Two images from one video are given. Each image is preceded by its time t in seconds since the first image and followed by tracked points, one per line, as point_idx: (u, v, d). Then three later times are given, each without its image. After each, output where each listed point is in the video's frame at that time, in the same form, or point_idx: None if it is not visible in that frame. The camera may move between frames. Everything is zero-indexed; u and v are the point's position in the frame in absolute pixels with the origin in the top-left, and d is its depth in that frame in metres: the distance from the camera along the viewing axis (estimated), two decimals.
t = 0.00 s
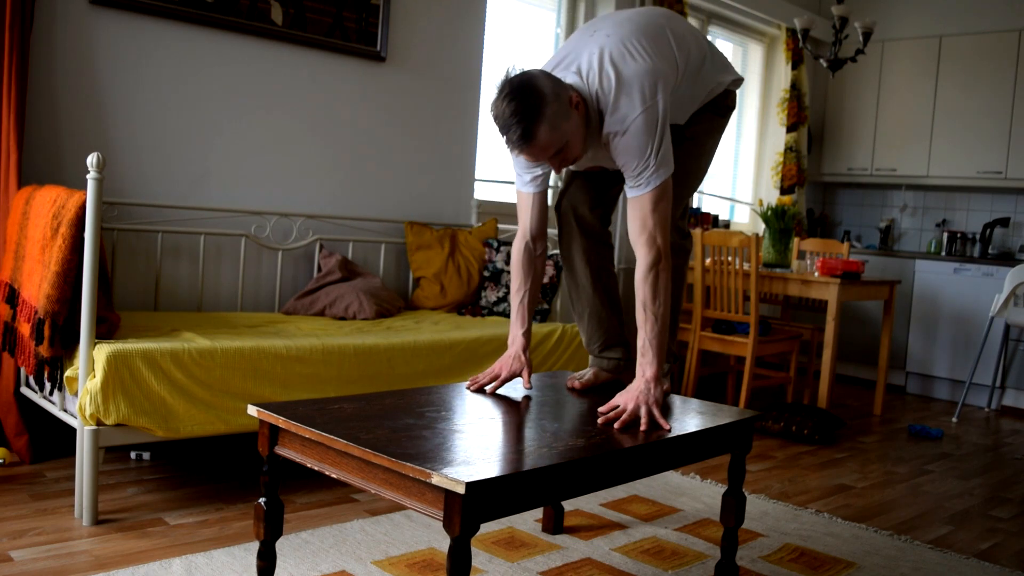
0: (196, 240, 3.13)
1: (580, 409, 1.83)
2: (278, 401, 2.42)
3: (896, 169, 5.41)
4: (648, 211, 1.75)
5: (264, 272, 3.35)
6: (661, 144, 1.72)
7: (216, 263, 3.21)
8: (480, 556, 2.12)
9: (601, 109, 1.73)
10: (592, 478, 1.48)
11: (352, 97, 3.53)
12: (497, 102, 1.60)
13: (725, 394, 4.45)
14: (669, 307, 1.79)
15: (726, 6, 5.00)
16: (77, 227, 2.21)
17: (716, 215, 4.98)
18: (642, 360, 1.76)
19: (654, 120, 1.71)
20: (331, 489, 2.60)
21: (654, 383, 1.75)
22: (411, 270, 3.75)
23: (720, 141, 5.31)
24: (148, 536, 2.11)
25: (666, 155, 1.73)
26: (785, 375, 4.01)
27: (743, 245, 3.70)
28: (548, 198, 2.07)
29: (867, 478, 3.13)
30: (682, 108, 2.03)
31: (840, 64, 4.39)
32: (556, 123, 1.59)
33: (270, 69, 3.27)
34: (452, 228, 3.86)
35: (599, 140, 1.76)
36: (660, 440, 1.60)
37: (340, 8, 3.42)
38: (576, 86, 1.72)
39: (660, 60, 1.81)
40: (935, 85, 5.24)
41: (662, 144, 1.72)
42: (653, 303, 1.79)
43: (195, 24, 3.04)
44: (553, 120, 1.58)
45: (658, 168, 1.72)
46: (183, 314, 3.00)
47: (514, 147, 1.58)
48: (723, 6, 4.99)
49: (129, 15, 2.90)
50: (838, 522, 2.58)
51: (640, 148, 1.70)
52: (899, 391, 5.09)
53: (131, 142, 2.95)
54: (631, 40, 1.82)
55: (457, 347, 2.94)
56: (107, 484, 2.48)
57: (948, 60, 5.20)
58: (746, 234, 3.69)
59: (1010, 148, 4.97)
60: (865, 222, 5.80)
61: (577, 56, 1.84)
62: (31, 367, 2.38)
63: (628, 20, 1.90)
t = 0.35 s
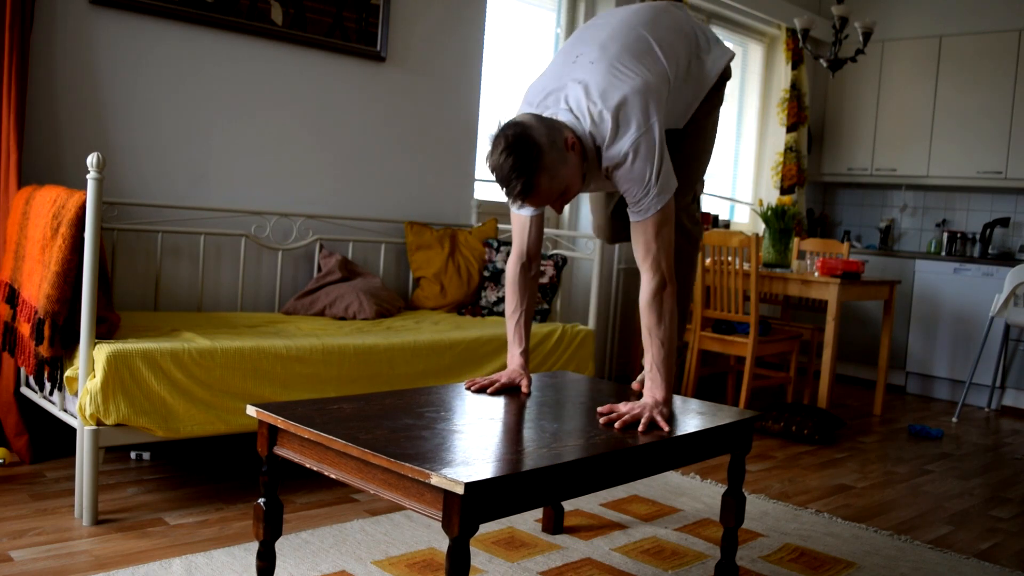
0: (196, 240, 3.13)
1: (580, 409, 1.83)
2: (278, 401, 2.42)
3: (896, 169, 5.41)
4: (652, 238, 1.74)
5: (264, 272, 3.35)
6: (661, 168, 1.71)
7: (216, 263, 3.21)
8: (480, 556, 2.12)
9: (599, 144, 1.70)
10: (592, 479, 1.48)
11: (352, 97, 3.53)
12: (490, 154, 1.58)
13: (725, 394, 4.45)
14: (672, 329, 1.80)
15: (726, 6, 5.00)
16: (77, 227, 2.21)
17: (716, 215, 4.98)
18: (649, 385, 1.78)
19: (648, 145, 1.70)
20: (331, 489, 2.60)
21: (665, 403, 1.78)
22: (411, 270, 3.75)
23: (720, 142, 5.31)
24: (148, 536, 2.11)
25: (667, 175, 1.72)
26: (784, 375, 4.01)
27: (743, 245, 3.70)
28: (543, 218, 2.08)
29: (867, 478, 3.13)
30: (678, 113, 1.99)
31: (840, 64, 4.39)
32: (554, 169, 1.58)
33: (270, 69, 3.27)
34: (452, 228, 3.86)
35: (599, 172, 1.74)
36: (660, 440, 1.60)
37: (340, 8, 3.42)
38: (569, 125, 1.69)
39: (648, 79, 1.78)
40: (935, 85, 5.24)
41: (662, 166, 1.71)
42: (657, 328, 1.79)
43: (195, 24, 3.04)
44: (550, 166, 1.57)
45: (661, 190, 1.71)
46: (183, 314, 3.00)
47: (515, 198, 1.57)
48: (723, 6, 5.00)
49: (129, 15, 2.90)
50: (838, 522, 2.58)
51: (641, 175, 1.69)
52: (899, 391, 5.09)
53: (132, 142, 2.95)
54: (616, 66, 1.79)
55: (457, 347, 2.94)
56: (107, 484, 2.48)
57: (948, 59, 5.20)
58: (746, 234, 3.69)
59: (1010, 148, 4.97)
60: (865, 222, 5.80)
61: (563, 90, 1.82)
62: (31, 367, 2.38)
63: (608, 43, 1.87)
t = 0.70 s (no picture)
0: (196, 240, 3.13)
1: (580, 409, 1.83)
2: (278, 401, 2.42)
3: (896, 169, 5.41)
4: (642, 239, 1.73)
5: (264, 272, 3.35)
6: (643, 170, 1.72)
7: (216, 263, 3.21)
8: (480, 556, 2.12)
9: (579, 151, 1.72)
10: (592, 479, 1.48)
11: (352, 96, 3.53)
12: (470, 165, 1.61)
13: (725, 394, 4.45)
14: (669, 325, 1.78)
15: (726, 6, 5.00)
16: (77, 227, 2.21)
17: (716, 215, 4.98)
18: (648, 383, 1.77)
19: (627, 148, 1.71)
20: (331, 489, 2.60)
21: (665, 399, 1.77)
22: (411, 270, 3.75)
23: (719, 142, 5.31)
24: (148, 536, 2.11)
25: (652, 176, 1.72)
26: (784, 375, 4.01)
27: (743, 245, 3.70)
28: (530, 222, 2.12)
29: (867, 478, 3.13)
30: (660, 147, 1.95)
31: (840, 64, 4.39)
32: (533, 179, 1.62)
33: (270, 69, 3.27)
34: (452, 228, 3.86)
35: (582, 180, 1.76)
36: (660, 440, 1.60)
37: (340, 8, 3.42)
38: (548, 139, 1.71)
39: (632, 89, 1.80)
40: (935, 85, 5.24)
41: (646, 167, 1.72)
42: (652, 327, 1.77)
43: (195, 24, 3.04)
44: (530, 178, 1.61)
45: (646, 190, 1.70)
46: (183, 314, 3.00)
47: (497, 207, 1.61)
48: (723, 6, 5.00)
49: (129, 15, 2.90)
50: (838, 522, 2.58)
51: (623, 177, 1.70)
52: (899, 391, 5.09)
53: (131, 142, 2.95)
54: (599, 77, 1.81)
55: (457, 347, 2.94)
56: (107, 484, 2.48)
57: (948, 59, 5.20)
58: (746, 235, 3.69)
59: (1010, 148, 4.97)
60: (865, 222, 5.80)
61: (547, 102, 1.83)
62: (31, 367, 2.38)
63: (593, 61, 1.90)
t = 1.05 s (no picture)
0: (196, 239, 3.13)
1: (580, 409, 1.83)
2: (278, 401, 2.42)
3: (896, 169, 5.41)
4: (676, 225, 1.89)
5: (264, 272, 3.35)
6: (693, 167, 1.95)
7: (216, 263, 3.21)
8: (480, 556, 2.12)
9: (640, 142, 2.01)
10: (592, 478, 1.48)
11: (352, 97, 3.53)
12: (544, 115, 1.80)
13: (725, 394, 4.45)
14: (680, 301, 1.86)
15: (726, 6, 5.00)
16: (77, 227, 2.21)
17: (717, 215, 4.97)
18: (641, 344, 1.81)
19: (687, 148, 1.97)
20: (331, 489, 2.60)
21: (652, 364, 1.79)
22: (411, 270, 3.75)
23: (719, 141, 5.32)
24: (148, 536, 2.11)
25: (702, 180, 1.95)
26: (785, 375, 4.01)
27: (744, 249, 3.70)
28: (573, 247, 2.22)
29: (867, 478, 3.13)
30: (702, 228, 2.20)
31: (840, 64, 4.39)
32: (596, 138, 1.75)
33: (270, 69, 3.27)
34: (452, 228, 3.86)
35: (636, 166, 2.01)
36: (660, 439, 1.60)
37: (340, 8, 3.42)
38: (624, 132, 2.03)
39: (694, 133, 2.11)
40: (935, 85, 5.24)
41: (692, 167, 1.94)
42: (663, 297, 1.86)
43: (195, 24, 3.04)
44: (590, 130, 1.74)
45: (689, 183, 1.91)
46: (183, 314, 3.00)
47: (550, 148, 1.73)
48: (723, 6, 4.99)
49: (129, 15, 2.90)
50: (838, 522, 2.58)
51: (671, 163, 1.93)
52: (899, 391, 5.09)
53: (131, 142, 2.95)
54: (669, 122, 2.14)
55: (457, 347, 2.94)
56: (107, 484, 2.48)
57: (948, 59, 5.20)
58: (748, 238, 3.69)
59: (1011, 148, 4.96)
60: (865, 222, 5.80)
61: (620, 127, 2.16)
62: (31, 367, 2.38)
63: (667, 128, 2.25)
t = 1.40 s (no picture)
0: (196, 239, 3.13)
1: (580, 409, 1.83)
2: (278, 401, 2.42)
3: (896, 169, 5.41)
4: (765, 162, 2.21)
5: (264, 271, 3.35)
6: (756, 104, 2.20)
7: (216, 263, 3.21)
8: (480, 556, 2.12)
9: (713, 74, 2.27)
10: (592, 479, 1.48)
11: (352, 96, 3.53)
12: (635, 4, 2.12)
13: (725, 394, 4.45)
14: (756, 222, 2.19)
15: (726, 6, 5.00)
16: (77, 227, 2.21)
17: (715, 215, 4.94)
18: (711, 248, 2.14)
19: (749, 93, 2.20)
20: (331, 489, 2.60)
21: (718, 267, 2.12)
22: (411, 270, 3.75)
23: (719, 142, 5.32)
24: (148, 536, 2.11)
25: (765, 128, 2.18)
26: (785, 375, 4.01)
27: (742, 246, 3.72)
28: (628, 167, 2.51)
29: (867, 478, 3.13)
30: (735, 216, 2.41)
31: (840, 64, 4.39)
32: (666, 19, 2.03)
33: (270, 69, 3.27)
34: (452, 228, 3.86)
35: (698, 84, 2.24)
36: (660, 440, 1.60)
37: (340, 8, 3.42)
38: (698, 61, 2.26)
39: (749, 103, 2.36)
40: (936, 85, 5.24)
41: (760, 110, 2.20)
42: (746, 207, 2.18)
43: (195, 23, 3.04)
44: (664, 13, 2.02)
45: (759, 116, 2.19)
46: (183, 314, 3.00)
47: (627, 18, 2.04)
48: (723, 6, 4.99)
49: (128, 15, 2.90)
50: (838, 522, 2.58)
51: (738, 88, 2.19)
52: (899, 391, 5.09)
53: (131, 142, 2.95)
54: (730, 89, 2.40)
55: (457, 347, 2.94)
56: (107, 484, 2.48)
57: (948, 59, 5.20)
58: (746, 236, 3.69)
59: (1011, 148, 4.96)
60: (865, 222, 5.80)
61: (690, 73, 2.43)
62: (30, 367, 2.38)
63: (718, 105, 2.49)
